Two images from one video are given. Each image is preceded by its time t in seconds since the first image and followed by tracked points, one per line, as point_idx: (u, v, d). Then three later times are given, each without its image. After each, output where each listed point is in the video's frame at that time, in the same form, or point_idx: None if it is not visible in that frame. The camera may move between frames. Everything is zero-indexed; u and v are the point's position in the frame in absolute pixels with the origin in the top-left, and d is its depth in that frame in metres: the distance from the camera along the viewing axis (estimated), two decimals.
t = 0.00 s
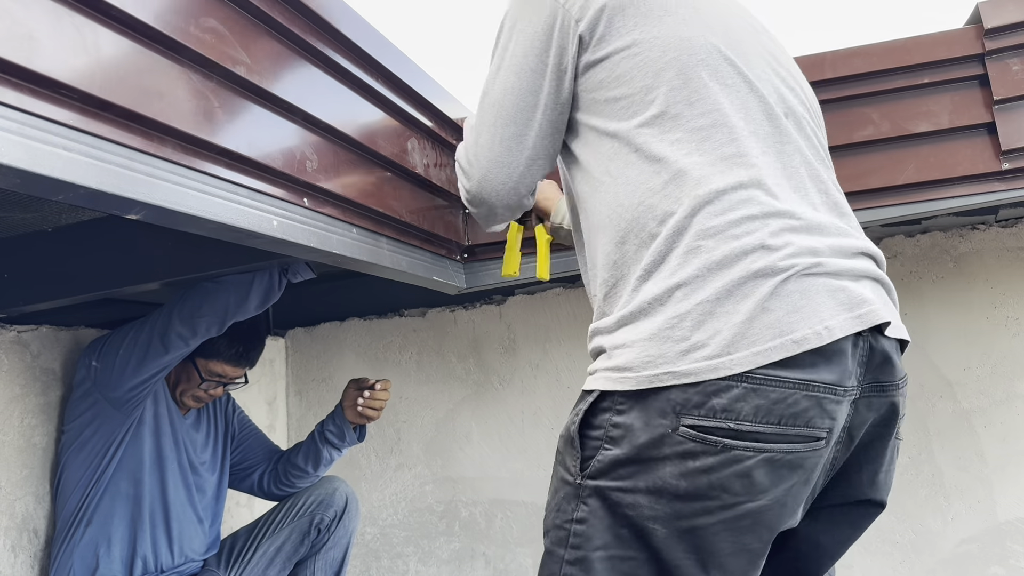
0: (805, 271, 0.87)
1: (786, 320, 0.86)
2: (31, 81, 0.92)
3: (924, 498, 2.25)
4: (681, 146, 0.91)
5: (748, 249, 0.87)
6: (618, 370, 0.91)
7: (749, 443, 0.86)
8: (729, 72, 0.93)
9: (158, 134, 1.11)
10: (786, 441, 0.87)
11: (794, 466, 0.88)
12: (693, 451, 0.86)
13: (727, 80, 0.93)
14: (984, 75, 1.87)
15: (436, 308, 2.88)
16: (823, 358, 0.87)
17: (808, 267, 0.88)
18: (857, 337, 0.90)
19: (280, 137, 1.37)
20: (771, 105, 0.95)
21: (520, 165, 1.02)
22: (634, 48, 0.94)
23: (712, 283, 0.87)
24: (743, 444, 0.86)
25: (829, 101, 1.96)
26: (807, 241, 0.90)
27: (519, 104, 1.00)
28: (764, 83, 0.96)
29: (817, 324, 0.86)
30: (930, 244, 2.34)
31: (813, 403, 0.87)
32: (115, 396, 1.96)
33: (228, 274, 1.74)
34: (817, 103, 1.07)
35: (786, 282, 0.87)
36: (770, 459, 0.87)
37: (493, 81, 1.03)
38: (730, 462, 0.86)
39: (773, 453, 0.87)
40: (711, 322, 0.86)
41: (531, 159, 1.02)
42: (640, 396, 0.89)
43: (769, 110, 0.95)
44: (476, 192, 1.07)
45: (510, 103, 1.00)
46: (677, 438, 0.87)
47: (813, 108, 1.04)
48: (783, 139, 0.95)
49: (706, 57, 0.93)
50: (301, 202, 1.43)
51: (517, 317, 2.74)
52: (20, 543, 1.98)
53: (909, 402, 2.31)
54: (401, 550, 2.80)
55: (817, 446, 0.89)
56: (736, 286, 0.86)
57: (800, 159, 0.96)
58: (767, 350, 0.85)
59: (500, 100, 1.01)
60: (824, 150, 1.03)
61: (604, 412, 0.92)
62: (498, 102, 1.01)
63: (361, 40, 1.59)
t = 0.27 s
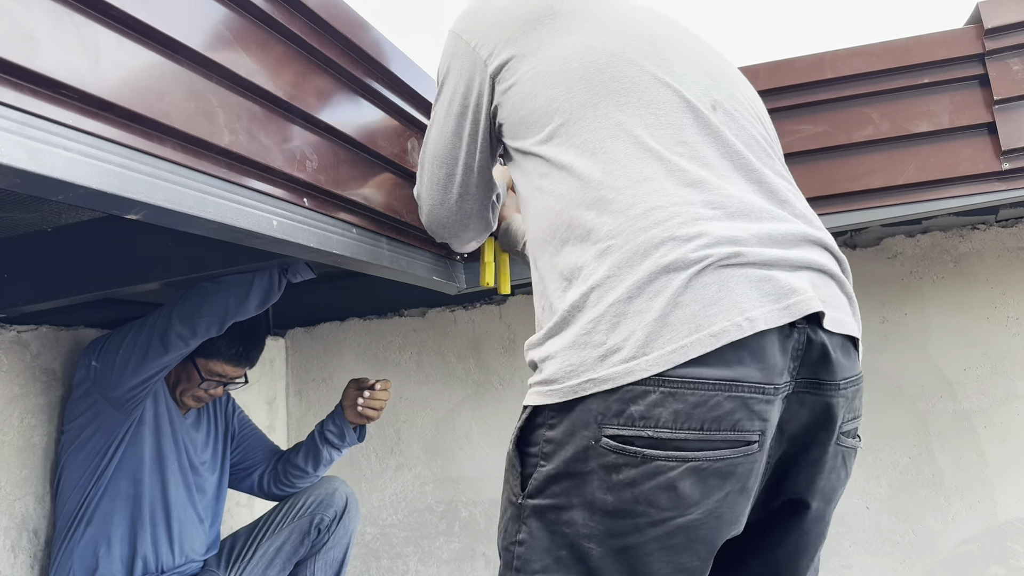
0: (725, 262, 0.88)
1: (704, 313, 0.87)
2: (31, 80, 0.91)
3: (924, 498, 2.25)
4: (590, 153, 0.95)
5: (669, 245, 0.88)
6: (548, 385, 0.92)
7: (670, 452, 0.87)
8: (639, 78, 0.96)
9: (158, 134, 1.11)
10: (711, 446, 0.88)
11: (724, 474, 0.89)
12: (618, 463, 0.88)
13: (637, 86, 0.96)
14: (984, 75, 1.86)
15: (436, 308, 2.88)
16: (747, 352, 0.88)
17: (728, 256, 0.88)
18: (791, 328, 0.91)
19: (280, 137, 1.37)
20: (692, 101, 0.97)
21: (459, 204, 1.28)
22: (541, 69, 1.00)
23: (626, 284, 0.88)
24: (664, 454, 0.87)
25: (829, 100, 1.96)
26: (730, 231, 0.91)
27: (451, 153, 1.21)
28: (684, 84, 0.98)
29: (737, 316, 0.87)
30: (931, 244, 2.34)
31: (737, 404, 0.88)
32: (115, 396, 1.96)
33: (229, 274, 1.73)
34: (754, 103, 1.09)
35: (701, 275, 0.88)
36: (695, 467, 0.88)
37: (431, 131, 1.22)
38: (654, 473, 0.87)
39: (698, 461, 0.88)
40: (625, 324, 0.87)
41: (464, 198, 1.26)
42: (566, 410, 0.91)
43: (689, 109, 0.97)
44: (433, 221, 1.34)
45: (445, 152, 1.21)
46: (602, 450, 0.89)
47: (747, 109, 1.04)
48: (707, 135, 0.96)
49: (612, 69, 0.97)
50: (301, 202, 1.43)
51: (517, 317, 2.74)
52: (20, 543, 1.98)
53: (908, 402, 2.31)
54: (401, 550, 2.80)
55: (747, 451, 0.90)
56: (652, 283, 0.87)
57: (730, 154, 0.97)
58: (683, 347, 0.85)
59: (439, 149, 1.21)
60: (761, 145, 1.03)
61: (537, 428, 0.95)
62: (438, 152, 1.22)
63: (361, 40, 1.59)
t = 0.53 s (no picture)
0: (656, 261, 0.91)
1: (634, 314, 0.89)
2: (31, 80, 0.91)
3: (924, 498, 2.25)
4: (532, 157, 1.00)
5: (603, 247, 0.91)
6: (494, 391, 0.97)
7: (606, 456, 0.89)
8: (583, 77, 1.01)
9: (158, 134, 1.11)
10: (646, 449, 0.90)
11: (661, 478, 0.90)
12: (554, 470, 0.91)
13: (580, 86, 1.01)
14: (984, 74, 1.86)
15: (436, 308, 2.88)
16: (679, 352, 0.90)
17: (659, 255, 0.90)
18: (726, 325, 0.93)
19: (280, 137, 1.37)
20: (636, 98, 1.01)
21: (431, 204, 1.42)
22: (488, 74, 1.08)
23: (563, 286, 0.92)
24: (600, 459, 0.89)
25: (830, 100, 1.96)
26: (665, 231, 0.93)
27: (418, 159, 1.34)
28: (629, 83, 1.02)
29: (667, 315, 0.89)
30: (931, 244, 2.34)
31: (670, 405, 0.89)
32: (115, 396, 1.96)
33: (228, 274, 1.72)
34: (711, 98, 1.11)
35: (632, 275, 0.90)
36: (631, 471, 0.89)
37: (403, 140, 1.35)
38: (590, 478, 0.90)
39: (634, 465, 0.89)
40: (559, 328, 0.91)
41: (434, 201, 1.41)
42: (512, 418, 0.95)
43: (631, 106, 1.00)
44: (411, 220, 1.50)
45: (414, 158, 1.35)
46: (542, 457, 0.92)
47: (700, 103, 1.07)
48: (648, 133, 1.00)
49: (556, 69, 1.02)
50: (301, 202, 1.43)
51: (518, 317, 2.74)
52: (20, 543, 1.98)
53: (908, 402, 2.31)
54: (401, 550, 2.80)
55: (684, 453, 0.91)
56: (586, 283, 0.90)
57: (673, 155, 1.00)
58: (613, 349, 0.88)
59: (409, 155, 1.35)
60: (711, 140, 1.05)
61: (488, 438, 1.00)
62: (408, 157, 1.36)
63: (360, 40, 1.59)
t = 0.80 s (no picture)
0: (614, 259, 0.91)
1: (591, 310, 0.90)
2: (31, 80, 0.91)
3: (924, 498, 2.25)
4: (501, 151, 1.00)
5: (563, 242, 0.92)
6: (462, 387, 0.97)
7: (562, 448, 0.89)
8: (557, 71, 1.01)
9: (158, 134, 1.11)
10: (603, 441, 0.90)
11: (616, 470, 0.90)
12: (517, 461, 0.91)
13: (553, 79, 1.01)
14: (984, 74, 1.86)
15: (436, 308, 2.88)
16: (635, 347, 0.91)
17: (616, 253, 0.91)
18: (680, 321, 0.93)
19: (280, 136, 1.37)
20: (606, 94, 1.01)
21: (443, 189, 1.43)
22: (469, 63, 1.08)
23: (524, 282, 0.92)
24: (557, 450, 0.89)
25: (830, 100, 1.96)
26: (624, 228, 0.94)
27: (425, 147, 1.35)
28: (603, 79, 1.02)
29: (622, 311, 0.89)
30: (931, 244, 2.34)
31: (625, 398, 0.90)
32: (115, 396, 1.96)
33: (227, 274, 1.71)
34: (688, 94, 1.11)
35: (590, 272, 0.91)
36: (587, 463, 0.89)
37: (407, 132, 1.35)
38: (549, 469, 0.90)
39: (589, 456, 0.89)
40: (520, 324, 0.91)
41: (446, 183, 1.42)
42: (480, 413, 0.96)
43: (600, 102, 1.00)
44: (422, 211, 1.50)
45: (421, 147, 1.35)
46: (505, 449, 0.92)
47: (675, 99, 1.07)
48: (615, 129, 1.00)
49: (531, 62, 1.02)
50: (301, 202, 1.43)
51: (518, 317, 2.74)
52: (20, 543, 1.98)
53: (908, 402, 2.31)
54: (401, 551, 2.79)
55: (639, 446, 0.90)
56: (547, 279, 0.91)
57: (640, 150, 1.00)
58: (570, 344, 0.88)
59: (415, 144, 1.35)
60: (682, 138, 1.05)
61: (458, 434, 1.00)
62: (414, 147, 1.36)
63: (359, 39, 1.58)
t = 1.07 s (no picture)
0: (621, 270, 0.91)
1: (597, 318, 0.90)
2: (31, 80, 0.91)
3: (924, 498, 2.25)
4: (510, 153, 1.00)
5: (572, 250, 0.91)
6: (463, 385, 0.96)
7: (564, 452, 0.89)
8: (570, 77, 1.01)
9: (158, 134, 1.11)
10: (604, 447, 0.90)
11: (616, 476, 0.91)
12: (519, 464, 0.91)
13: (567, 86, 1.01)
14: (984, 74, 1.86)
15: (436, 308, 2.88)
16: (640, 357, 0.91)
17: (624, 264, 0.91)
18: (684, 335, 0.93)
19: (279, 136, 1.37)
20: (618, 104, 1.00)
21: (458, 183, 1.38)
22: (486, 59, 1.07)
23: (532, 285, 0.92)
24: (558, 454, 0.89)
25: (830, 100, 1.96)
26: (631, 240, 0.94)
27: (443, 140, 1.32)
28: (615, 88, 1.02)
29: (628, 322, 0.90)
30: (931, 244, 2.34)
31: (627, 405, 0.90)
32: (115, 396, 1.96)
33: (228, 274, 1.71)
34: (695, 107, 1.11)
35: (597, 282, 0.91)
36: (588, 468, 0.90)
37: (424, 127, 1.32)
38: (549, 473, 0.89)
39: (589, 462, 0.90)
40: (524, 326, 0.91)
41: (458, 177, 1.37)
42: (481, 412, 0.96)
43: (611, 113, 1.00)
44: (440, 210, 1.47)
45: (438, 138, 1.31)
46: (507, 450, 0.92)
47: (683, 113, 1.08)
48: (624, 141, 1.00)
49: (545, 65, 1.02)
50: (301, 202, 1.43)
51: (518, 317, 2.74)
52: (20, 543, 1.98)
53: (908, 402, 2.31)
54: (401, 551, 2.79)
55: (639, 454, 0.91)
56: (554, 284, 0.91)
57: (646, 158, 1.00)
58: (575, 351, 0.88)
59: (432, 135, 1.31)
60: (689, 152, 1.05)
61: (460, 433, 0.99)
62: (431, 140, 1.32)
63: (359, 39, 1.58)
